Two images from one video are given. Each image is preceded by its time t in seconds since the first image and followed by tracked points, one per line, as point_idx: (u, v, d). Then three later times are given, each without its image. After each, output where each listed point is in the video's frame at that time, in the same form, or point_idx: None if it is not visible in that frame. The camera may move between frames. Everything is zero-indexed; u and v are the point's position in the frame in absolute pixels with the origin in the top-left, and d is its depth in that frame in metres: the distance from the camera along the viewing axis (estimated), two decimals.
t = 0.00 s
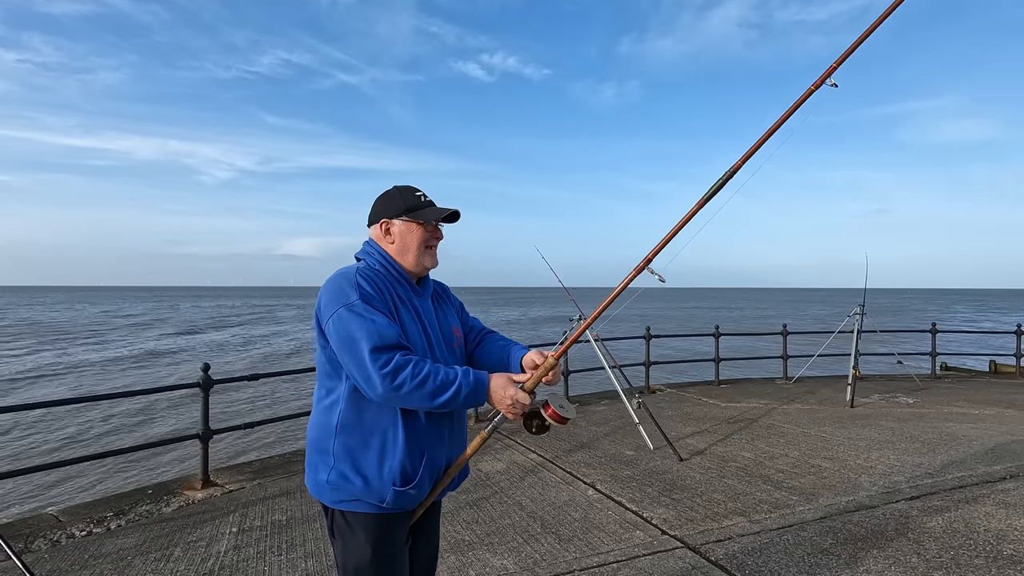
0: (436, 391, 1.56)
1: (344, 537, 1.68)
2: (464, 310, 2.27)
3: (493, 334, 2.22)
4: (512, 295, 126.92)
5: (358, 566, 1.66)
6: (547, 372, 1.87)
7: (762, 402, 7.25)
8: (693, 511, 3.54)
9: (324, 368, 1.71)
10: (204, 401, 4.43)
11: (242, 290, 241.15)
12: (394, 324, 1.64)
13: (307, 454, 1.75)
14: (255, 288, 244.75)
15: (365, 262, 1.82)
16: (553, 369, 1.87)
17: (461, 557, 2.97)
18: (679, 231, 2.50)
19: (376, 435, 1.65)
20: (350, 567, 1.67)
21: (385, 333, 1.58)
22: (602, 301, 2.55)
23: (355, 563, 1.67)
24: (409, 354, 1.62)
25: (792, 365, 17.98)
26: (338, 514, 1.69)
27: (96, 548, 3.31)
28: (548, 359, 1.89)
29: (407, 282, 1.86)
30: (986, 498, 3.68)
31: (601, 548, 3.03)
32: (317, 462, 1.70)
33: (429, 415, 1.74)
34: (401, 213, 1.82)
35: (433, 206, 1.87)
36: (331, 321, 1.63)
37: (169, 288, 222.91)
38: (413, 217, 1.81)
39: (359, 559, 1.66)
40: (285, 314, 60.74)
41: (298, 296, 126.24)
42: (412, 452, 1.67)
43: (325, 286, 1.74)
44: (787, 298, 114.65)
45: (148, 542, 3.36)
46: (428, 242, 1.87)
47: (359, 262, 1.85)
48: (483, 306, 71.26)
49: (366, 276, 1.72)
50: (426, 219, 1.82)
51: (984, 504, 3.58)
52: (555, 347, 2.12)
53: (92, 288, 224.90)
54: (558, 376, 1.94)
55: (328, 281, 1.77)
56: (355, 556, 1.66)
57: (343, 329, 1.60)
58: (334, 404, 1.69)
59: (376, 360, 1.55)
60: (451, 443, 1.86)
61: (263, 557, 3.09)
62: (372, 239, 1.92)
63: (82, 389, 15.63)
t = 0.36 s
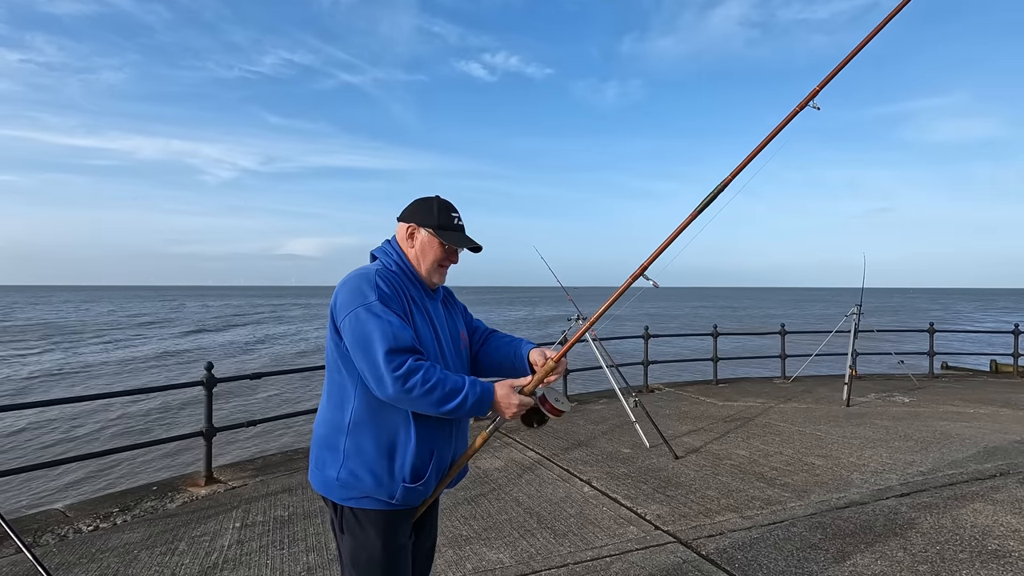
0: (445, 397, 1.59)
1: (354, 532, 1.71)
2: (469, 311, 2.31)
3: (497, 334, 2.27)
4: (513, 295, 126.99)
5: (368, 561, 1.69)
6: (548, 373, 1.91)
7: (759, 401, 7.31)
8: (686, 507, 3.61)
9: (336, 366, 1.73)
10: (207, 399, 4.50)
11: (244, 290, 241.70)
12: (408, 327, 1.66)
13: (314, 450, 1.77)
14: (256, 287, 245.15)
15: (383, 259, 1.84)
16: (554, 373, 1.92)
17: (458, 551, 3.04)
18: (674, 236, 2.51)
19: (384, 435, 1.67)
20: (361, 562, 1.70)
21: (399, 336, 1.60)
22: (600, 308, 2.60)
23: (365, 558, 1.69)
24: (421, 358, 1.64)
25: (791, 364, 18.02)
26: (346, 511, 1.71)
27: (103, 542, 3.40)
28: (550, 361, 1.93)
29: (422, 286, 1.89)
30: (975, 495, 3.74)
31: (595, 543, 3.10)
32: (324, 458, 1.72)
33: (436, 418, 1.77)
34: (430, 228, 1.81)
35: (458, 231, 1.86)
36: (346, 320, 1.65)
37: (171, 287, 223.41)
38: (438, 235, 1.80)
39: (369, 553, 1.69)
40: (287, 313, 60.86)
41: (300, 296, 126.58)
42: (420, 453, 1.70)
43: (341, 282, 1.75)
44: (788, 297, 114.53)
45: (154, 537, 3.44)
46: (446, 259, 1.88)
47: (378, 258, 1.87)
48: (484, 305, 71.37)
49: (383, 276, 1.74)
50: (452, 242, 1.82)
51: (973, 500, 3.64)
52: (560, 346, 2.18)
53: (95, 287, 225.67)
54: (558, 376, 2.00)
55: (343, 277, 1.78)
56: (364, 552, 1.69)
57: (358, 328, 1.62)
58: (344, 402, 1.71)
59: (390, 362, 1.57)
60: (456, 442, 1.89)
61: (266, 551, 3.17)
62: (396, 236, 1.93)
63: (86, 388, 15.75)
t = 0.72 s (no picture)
0: (431, 403, 1.61)
1: (337, 533, 1.73)
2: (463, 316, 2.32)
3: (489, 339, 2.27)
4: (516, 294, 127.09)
5: (351, 561, 1.71)
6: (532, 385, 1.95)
7: (758, 400, 7.31)
8: (680, 507, 3.62)
9: (327, 363, 1.75)
10: (206, 397, 4.53)
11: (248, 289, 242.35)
12: (400, 330, 1.68)
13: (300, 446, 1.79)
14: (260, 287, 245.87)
15: (378, 259, 1.85)
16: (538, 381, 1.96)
17: (453, 549, 3.07)
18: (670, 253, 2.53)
19: (370, 436, 1.69)
20: (344, 562, 1.72)
21: (390, 338, 1.62)
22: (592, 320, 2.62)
23: (347, 558, 1.72)
24: (410, 363, 1.66)
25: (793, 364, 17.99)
26: (329, 510, 1.74)
27: (102, 539, 3.43)
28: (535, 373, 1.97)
29: (418, 290, 1.89)
30: (969, 495, 3.75)
31: (588, 542, 3.12)
32: (310, 456, 1.74)
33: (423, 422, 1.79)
34: (432, 232, 1.81)
35: (459, 241, 1.85)
36: (339, 318, 1.67)
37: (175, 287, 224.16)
38: (440, 241, 1.81)
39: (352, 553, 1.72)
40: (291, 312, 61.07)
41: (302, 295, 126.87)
42: (405, 456, 1.72)
43: (336, 281, 1.76)
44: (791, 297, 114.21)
45: (152, 534, 3.47)
46: (444, 266, 1.88)
47: (376, 257, 1.87)
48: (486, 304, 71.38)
49: (378, 276, 1.75)
50: (453, 250, 1.82)
51: (968, 501, 3.65)
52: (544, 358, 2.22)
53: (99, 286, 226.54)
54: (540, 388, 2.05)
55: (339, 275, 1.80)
56: (347, 551, 1.72)
57: (350, 329, 1.64)
58: (332, 400, 1.73)
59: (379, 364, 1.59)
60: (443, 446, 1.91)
61: (262, 548, 3.20)
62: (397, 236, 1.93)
63: (88, 387, 15.80)
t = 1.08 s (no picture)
0: (398, 402, 1.64)
1: (303, 530, 1.76)
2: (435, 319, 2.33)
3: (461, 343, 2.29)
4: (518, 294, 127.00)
5: (317, 559, 1.74)
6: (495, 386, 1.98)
7: (752, 400, 7.32)
8: (666, 505, 3.63)
9: (297, 362, 1.77)
10: (199, 396, 4.56)
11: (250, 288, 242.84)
12: (370, 330, 1.70)
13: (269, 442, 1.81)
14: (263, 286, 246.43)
15: (350, 259, 1.87)
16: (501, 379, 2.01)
17: (437, 547, 3.10)
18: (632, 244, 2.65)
19: (338, 434, 1.72)
20: (311, 561, 1.75)
21: (359, 338, 1.64)
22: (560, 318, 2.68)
23: (313, 556, 1.74)
24: (379, 362, 1.68)
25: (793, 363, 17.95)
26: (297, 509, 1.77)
27: (93, 536, 3.46)
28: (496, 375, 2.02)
29: (390, 289, 1.92)
30: (956, 494, 3.76)
31: (573, 539, 3.14)
32: (278, 454, 1.76)
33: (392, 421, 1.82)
34: (406, 233, 1.83)
35: (434, 244, 1.87)
36: (310, 317, 1.69)
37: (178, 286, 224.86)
38: (413, 242, 1.83)
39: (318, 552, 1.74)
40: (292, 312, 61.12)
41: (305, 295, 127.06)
42: (373, 454, 1.75)
43: (308, 280, 1.78)
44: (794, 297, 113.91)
45: (143, 531, 3.50)
46: (418, 267, 1.91)
47: (350, 257, 1.90)
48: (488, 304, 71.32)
49: (350, 276, 1.77)
50: (427, 251, 1.84)
51: (953, 500, 3.65)
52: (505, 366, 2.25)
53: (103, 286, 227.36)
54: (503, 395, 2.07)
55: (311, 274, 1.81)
56: (314, 550, 1.74)
57: (320, 329, 1.66)
58: (301, 399, 1.75)
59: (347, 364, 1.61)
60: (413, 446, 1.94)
61: (250, 545, 3.23)
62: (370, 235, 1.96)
63: (89, 385, 15.86)
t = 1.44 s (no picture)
0: (375, 403, 1.68)
1: (282, 526, 1.80)
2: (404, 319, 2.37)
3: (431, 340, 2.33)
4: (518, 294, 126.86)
5: (295, 554, 1.78)
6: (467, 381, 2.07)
7: (745, 400, 7.35)
8: (652, 504, 3.67)
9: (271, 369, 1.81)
10: (191, 395, 4.60)
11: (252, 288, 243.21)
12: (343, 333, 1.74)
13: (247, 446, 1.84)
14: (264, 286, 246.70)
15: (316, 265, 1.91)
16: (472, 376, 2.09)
17: (422, 545, 3.13)
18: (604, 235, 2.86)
19: (316, 435, 1.76)
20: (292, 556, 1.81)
21: (333, 342, 1.68)
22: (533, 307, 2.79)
23: (292, 551, 1.79)
24: (354, 365, 1.73)
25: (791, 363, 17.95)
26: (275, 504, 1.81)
27: (84, 534, 3.51)
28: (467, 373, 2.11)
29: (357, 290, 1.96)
30: (939, 493, 3.79)
31: (557, 538, 3.18)
32: (256, 455, 1.80)
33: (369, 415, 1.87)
34: (369, 235, 1.88)
35: (398, 244, 1.92)
36: (283, 325, 1.72)
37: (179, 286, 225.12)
38: (377, 242, 1.87)
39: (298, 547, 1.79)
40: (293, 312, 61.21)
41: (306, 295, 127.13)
42: (350, 451, 1.80)
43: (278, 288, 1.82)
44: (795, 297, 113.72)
45: (134, 529, 3.55)
46: (384, 266, 1.95)
47: (316, 262, 1.93)
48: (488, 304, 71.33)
49: (320, 282, 1.81)
50: (391, 250, 1.89)
51: (936, 499, 3.68)
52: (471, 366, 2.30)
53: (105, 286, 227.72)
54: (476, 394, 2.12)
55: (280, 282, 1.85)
56: (292, 546, 1.79)
57: (292, 335, 1.69)
58: (277, 403, 1.78)
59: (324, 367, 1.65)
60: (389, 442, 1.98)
61: (238, 543, 3.27)
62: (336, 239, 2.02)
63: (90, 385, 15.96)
